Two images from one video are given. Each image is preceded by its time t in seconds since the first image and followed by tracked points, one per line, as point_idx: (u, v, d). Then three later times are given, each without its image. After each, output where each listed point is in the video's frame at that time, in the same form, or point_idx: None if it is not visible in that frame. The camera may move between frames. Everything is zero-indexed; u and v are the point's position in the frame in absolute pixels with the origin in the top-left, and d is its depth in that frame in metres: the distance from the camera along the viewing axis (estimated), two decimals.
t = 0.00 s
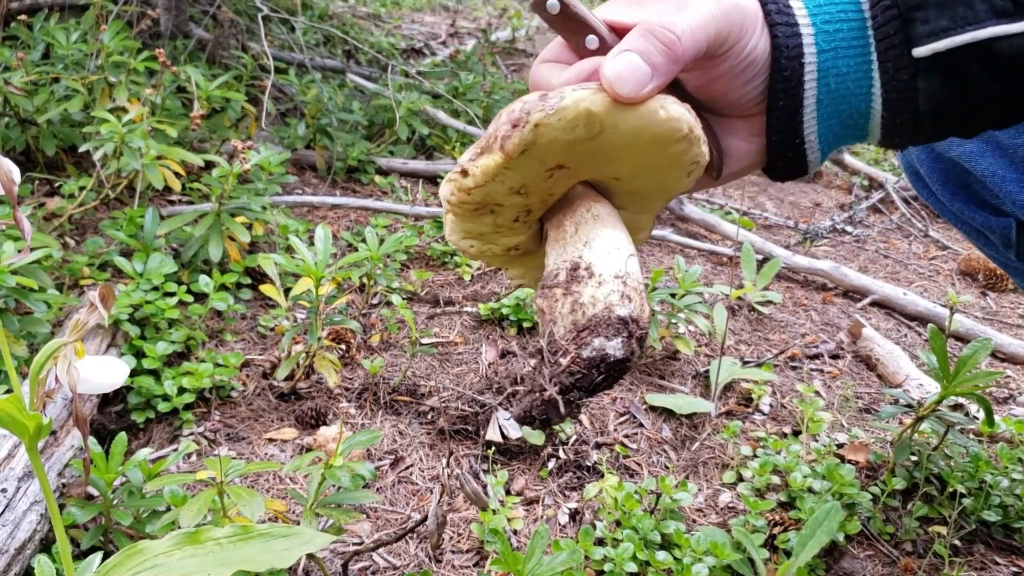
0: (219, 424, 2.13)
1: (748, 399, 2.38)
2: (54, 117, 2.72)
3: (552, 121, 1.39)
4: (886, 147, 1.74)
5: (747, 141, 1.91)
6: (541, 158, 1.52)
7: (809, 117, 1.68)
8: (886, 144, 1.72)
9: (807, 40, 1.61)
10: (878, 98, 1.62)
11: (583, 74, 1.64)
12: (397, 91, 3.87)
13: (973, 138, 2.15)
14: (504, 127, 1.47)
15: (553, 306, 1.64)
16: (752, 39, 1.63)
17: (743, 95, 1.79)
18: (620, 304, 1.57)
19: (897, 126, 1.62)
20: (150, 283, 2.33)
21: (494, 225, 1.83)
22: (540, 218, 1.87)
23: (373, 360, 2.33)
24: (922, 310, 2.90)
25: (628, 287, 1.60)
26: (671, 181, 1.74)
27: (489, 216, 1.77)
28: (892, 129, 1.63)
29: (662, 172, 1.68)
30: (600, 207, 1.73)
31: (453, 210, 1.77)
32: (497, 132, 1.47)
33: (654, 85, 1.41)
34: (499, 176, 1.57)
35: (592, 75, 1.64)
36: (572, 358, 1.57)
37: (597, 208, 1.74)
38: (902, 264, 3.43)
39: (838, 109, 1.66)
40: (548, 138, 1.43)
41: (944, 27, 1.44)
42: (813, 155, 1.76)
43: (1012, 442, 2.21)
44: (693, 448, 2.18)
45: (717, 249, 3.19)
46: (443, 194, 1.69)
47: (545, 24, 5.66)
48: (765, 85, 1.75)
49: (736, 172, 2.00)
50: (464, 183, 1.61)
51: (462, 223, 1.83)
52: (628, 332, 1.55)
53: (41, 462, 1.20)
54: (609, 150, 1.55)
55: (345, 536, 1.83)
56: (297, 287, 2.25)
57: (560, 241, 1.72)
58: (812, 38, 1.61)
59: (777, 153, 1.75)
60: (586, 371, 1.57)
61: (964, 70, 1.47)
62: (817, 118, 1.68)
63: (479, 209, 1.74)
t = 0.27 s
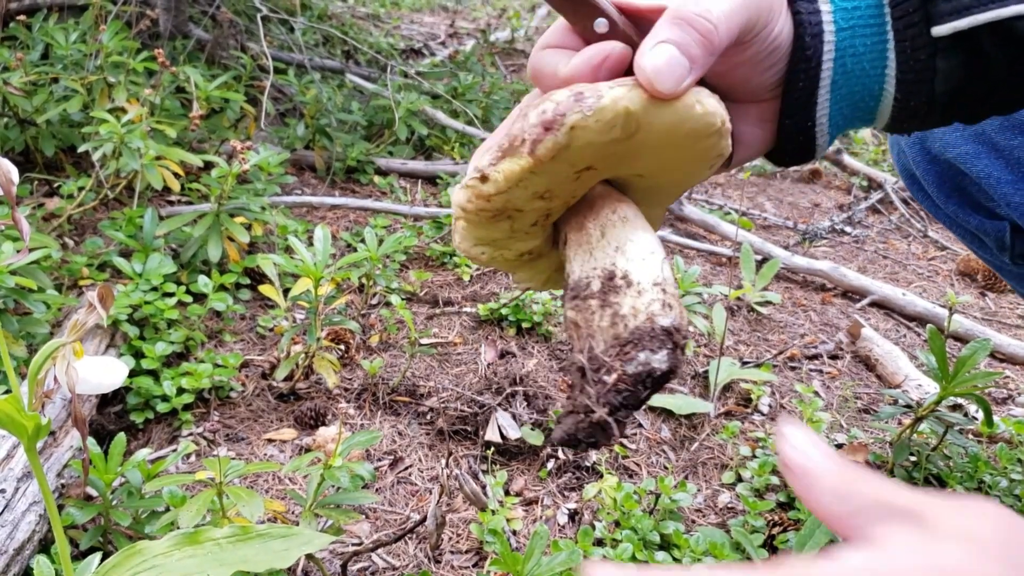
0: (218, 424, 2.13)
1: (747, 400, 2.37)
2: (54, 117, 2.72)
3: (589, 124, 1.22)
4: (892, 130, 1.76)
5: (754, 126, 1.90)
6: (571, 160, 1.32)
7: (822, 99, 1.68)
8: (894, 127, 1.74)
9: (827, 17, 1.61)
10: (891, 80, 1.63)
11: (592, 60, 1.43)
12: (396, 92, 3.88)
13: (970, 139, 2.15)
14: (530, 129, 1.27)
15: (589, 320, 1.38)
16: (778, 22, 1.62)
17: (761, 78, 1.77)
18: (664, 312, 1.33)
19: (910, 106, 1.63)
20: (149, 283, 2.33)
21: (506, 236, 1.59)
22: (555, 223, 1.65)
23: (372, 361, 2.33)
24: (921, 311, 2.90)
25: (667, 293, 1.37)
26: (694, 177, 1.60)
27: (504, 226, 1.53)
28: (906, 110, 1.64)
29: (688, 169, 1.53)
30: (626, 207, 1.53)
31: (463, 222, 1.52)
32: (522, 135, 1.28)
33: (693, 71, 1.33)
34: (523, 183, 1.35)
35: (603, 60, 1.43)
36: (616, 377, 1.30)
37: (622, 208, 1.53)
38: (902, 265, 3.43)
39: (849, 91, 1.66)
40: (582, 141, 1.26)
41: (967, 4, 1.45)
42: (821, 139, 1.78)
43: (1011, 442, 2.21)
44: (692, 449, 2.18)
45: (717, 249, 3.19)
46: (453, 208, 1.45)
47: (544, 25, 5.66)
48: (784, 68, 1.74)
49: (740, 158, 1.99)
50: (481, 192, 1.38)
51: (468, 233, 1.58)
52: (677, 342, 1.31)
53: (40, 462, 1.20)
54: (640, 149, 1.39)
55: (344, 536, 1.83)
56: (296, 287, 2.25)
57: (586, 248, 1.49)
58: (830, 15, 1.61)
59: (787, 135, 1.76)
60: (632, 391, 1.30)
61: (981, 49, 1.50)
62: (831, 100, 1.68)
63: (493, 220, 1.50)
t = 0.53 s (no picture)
0: (217, 425, 2.12)
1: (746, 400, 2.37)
2: (52, 117, 2.72)
3: (608, 105, 1.19)
4: (901, 115, 1.81)
5: (764, 112, 1.93)
6: (584, 142, 1.29)
7: (834, 80, 1.72)
8: (903, 111, 1.79)
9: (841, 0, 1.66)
10: (902, 62, 1.68)
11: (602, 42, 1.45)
12: (396, 92, 3.88)
13: (971, 138, 2.16)
14: (545, 111, 1.24)
15: (600, 312, 1.37)
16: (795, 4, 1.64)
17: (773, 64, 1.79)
18: (678, 304, 1.32)
19: (922, 90, 1.69)
20: (148, 284, 2.32)
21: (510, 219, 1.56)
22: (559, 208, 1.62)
23: (371, 361, 2.33)
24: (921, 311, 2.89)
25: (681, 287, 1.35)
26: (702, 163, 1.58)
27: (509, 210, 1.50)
28: (918, 94, 1.70)
29: (698, 155, 1.51)
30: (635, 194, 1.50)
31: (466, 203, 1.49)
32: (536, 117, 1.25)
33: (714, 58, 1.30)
34: (533, 165, 1.32)
35: (613, 44, 1.44)
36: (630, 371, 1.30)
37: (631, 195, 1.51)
38: (901, 265, 3.43)
39: (860, 71, 1.70)
40: (598, 124, 1.23)
41: None
42: (830, 124, 1.83)
43: (1010, 442, 2.20)
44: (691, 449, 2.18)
45: (716, 249, 3.19)
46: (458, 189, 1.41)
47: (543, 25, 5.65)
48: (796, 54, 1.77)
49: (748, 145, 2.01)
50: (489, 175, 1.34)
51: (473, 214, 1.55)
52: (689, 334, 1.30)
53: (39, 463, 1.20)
54: (654, 133, 1.36)
55: (343, 537, 1.82)
56: (295, 287, 2.25)
57: (594, 236, 1.46)
58: None
59: (796, 120, 1.81)
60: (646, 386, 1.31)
61: (992, 28, 1.58)
62: (843, 82, 1.72)
63: (498, 202, 1.47)
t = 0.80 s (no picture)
0: (217, 425, 2.12)
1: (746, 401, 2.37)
2: (52, 117, 2.72)
3: (641, 109, 1.16)
4: (907, 124, 1.85)
5: (775, 120, 1.89)
6: (604, 148, 1.25)
7: (841, 88, 1.77)
8: (909, 119, 1.82)
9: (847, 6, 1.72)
10: (907, 70, 1.71)
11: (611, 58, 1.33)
12: (395, 92, 3.88)
13: (972, 140, 2.16)
14: (572, 107, 1.19)
15: (602, 319, 1.33)
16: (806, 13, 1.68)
17: (784, 72, 1.79)
18: (679, 323, 1.31)
19: (926, 98, 1.72)
20: (147, 284, 2.32)
21: (507, 229, 1.48)
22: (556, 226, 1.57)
23: (371, 362, 2.33)
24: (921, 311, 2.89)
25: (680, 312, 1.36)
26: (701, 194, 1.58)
27: (510, 217, 1.43)
28: (922, 101, 1.73)
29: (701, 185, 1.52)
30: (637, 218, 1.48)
31: (467, 206, 1.40)
32: (563, 110, 1.20)
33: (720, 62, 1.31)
34: (550, 165, 1.26)
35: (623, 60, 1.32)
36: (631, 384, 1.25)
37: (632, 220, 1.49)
38: (901, 265, 3.43)
39: (866, 79, 1.75)
40: (625, 128, 1.20)
41: None
42: (836, 133, 1.87)
43: (1010, 443, 2.20)
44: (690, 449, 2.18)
45: (717, 249, 3.19)
46: (464, 183, 1.33)
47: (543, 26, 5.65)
48: (807, 61, 1.77)
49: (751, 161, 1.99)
50: (503, 169, 1.27)
51: (469, 222, 1.45)
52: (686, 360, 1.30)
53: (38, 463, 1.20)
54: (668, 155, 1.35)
55: (343, 537, 1.82)
56: (295, 288, 2.25)
57: (595, 254, 1.43)
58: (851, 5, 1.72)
59: (803, 126, 1.84)
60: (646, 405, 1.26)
61: (997, 37, 1.59)
62: (849, 91, 1.77)
63: (500, 209, 1.40)
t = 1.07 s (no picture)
0: (215, 426, 2.11)
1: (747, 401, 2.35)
2: (50, 117, 2.71)
3: (667, 123, 1.16)
4: (923, 148, 1.97)
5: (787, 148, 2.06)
6: (625, 165, 1.22)
7: (851, 113, 1.88)
8: (924, 144, 1.95)
9: (851, 31, 1.82)
10: (918, 97, 1.84)
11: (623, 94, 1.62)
12: (394, 91, 3.87)
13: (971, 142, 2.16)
14: (603, 120, 1.18)
15: (609, 326, 1.28)
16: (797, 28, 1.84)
17: (791, 92, 1.96)
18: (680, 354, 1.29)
19: (939, 122, 1.85)
20: (145, 284, 2.31)
21: (504, 245, 1.37)
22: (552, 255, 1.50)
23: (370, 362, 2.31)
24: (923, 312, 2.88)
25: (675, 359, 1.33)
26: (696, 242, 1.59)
27: (513, 226, 1.32)
28: (935, 127, 1.85)
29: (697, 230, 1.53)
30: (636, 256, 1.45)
31: (470, 216, 1.29)
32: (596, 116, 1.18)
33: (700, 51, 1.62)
34: (570, 170, 1.20)
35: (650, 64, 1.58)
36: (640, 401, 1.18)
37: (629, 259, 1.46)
38: (902, 265, 3.42)
39: (880, 105, 1.87)
40: (650, 144, 1.18)
41: (993, 15, 1.62)
42: (852, 162, 1.99)
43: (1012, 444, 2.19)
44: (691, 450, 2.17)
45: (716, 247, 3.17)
46: (477, 176, 1.22)
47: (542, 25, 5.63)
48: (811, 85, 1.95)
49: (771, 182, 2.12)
50: (523, 165, 1.19)
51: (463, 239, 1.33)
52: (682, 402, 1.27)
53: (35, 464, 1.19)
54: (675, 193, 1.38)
55: (343, 539, 1.81)
56: (293, 288, 2.24)
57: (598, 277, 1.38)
58: (855, 32, 1.82)
59: (818, 153, 1.97)
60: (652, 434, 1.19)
61: (1004, 58, 1.70)
62: (861, 118, 1.89)
63: (506, 217, 1.30)
